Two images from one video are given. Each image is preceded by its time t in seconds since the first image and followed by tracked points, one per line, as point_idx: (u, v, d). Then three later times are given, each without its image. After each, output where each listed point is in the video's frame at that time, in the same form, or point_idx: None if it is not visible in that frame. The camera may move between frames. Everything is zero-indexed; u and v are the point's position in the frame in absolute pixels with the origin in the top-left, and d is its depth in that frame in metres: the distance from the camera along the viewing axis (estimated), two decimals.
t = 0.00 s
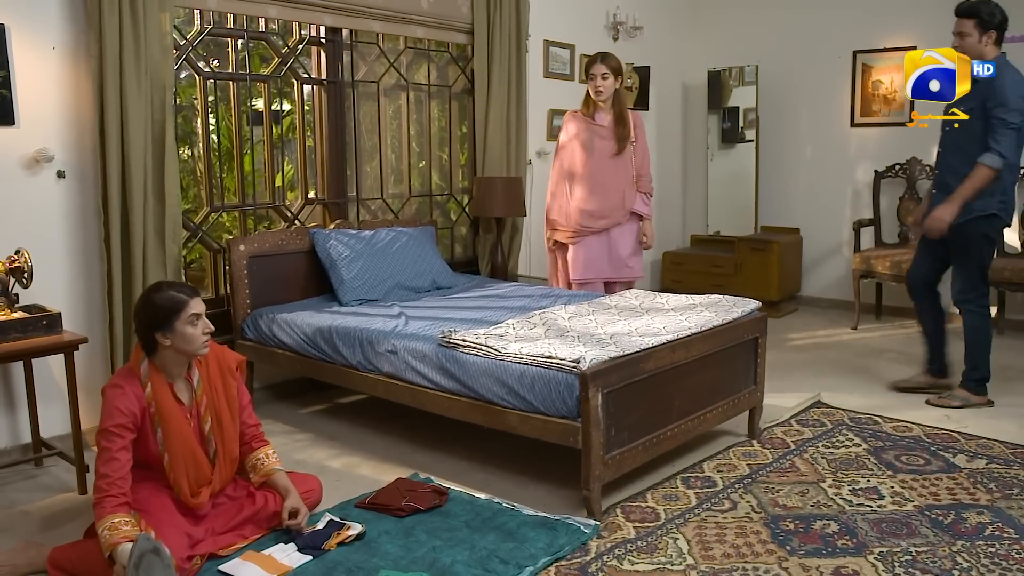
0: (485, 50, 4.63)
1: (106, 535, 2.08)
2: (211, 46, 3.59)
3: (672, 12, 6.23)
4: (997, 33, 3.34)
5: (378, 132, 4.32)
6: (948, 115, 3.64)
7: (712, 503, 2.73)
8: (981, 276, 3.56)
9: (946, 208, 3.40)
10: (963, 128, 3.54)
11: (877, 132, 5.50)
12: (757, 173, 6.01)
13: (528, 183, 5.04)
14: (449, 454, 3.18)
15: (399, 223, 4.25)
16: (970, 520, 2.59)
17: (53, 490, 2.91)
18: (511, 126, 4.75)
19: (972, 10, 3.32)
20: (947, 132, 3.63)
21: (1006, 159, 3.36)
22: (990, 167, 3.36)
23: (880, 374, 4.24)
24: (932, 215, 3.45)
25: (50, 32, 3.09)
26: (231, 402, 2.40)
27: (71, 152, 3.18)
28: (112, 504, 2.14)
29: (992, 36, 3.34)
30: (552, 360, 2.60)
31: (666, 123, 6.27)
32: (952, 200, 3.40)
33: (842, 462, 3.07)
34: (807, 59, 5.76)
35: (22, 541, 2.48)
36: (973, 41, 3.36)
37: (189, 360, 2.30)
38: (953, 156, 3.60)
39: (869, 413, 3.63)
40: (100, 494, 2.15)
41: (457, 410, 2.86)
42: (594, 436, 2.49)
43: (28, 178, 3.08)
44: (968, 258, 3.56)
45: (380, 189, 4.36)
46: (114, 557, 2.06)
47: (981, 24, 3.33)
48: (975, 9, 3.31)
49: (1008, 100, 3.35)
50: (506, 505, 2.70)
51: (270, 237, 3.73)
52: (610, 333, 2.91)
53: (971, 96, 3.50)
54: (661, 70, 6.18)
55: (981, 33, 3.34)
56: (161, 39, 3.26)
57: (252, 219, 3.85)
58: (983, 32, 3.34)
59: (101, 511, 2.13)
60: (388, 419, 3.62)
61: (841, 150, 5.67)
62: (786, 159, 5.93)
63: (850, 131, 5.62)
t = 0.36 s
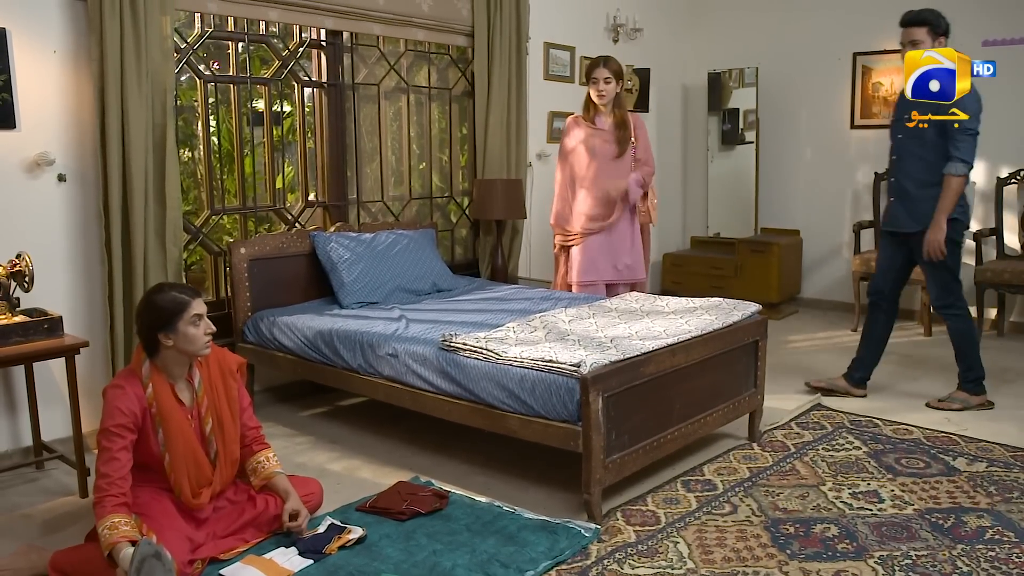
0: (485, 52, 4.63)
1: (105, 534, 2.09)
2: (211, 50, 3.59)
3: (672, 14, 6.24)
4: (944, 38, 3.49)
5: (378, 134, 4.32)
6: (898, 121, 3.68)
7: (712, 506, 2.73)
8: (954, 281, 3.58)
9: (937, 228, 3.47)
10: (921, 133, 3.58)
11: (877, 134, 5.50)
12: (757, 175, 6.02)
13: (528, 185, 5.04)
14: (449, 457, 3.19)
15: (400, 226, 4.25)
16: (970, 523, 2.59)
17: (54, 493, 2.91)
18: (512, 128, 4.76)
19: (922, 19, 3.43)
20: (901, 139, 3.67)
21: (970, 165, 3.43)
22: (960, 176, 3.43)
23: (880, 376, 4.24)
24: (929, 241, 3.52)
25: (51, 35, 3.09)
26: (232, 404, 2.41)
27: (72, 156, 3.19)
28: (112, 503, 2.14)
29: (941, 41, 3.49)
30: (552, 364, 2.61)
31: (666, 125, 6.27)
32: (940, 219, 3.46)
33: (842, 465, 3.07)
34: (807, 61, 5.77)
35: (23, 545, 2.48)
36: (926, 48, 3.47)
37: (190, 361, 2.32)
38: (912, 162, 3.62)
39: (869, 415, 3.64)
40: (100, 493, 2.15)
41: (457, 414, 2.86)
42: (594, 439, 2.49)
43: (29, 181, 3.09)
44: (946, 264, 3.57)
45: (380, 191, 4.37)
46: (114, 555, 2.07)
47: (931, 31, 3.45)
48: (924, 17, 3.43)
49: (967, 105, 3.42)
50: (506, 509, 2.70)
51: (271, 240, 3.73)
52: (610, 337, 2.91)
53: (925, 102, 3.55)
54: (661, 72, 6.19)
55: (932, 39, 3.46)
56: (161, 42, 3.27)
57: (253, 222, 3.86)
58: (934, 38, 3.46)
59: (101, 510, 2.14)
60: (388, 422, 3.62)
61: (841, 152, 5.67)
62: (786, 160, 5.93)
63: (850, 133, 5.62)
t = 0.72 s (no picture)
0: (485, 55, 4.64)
1: (109, 524, 2.13)
2: (211, 53, 3.59)
3: (672, 16, 6.24)
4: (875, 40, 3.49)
5: (379, 136, 4.32)
6: (843, 124, 3.67)
7: (713, 510, 2.73)
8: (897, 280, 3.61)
9: (911, 221, 3.44)
10: (872, 134, 3.56)
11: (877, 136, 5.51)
12: (756, 176, 6.02)
13: (528, 188, 5.05)
14: (450, 460, 3.19)
15: (400, 228, 4.25)
16: (970, 527, 2.60)
17: (55, 497, 2.91)
18: (512, 130, 4.76)
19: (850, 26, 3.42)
20: (850, 142, 3.65)
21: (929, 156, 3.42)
22: (923, 168, 3.40)
23: (881, 379, 4.24)
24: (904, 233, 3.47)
25: (52, 39, 3.09)
26: (233, 407, 2.42)
27: (73, 160, 3.19)
28: (111, 496, 2.18)
29: (872, 43, 3.49)
30: (553, 369, 2.61)
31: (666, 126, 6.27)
32: (912, 213, 3.42)
33: (842, 468, 3.07)
34: (807, 63, 5.77)
35: (24, 550, 2.49)
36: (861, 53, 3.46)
37: (192, 362, 2.33)
38: (863, 163, 3.60)
39: (869, 418, 3.64)
40: (98, 494, 2.19)
41: (458, 418, 2.86)
42: (595, 443, 2.50)
43: (30, 185, 3.09)
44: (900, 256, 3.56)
45: (380, 193, 4.37)
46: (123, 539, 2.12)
47: (863, 35, 3.44)
48: (852, 24, 3.42)
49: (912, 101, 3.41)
50: (507, 512, 2.71)
51: (272, 243, 3.74)
52: (610, 340, 2.91)
53: (870, 103, 3.53)
54: (660, 74, 6.20)
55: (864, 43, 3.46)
56: (162, 46, 3.27)
57: (254, 226, 3.86)
58: (864, 41, 3.45)
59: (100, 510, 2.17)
60: (389, 425, 3.62)
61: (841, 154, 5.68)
62: (786, 162, 5.94)
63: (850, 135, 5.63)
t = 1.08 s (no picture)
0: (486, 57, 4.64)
1: (116, 518, 2.15)
2: (212, 57, 3.60)
3: (673, 17, 6.25)
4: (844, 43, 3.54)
5: (380, 139, 4.33)
6: (817, 128, 3.71)
7: (714, 514, 2.74)
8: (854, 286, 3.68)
9: (844, 214, 3.47)
10: (841, 137, 3.60)
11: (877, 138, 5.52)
12: (756, 178, 6.02)
13: (528, 190, 5.06)
14: (451, 464, 3.20)
15: (401, 231, 4.26)
16: (970, 531, 2.60)
17: (57, 501, 2.92)
18: (513, 133, 4.76)
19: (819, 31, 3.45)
20: (821, 145, 3.70)
21: (889, 160, 3.46)
22: (880, 170, 3.44)
23: (881, 381, 4.24)
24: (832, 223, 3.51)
25: (53, 44, 3.10)
26: (234, 410, 2.43)
27: (74, 164, 3.19)
28: (115, 491, 2.21)
29: (841, 47, 3.53)
30: (554, 373, 2.61)
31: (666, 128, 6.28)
32: (849, 208, 3.46)
33: (843, 472, 3.08)
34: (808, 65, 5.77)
35: (27, 554, 2.49)
36: (831, 57, 3.50)
37: (194, 365, 2.34)
38: (832, 167, 3.65)
39: (870, 421, 3.64)
40: (99, 495, 2.20)
41: (459, 421, 2.87)
42: (596, 448, 2.50)
43: (31, 189, 3.09)
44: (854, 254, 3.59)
45: (381, 196, 4.37)
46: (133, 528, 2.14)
47: (831, 39, 3.48)
48: (820, 29, 3.45)
49: (878, 104, 3.44)
50: (508, 516, 2.71)
51: (273, 246, 3.74)
52: (611, 344, 2.92)
53: (839, 107, 3.58)
54: (661, 76, 6.20)
55: (833, 47, 3.50)
56: (163, 50, 3.28)
57: (255, 229, 3.87)
58: (833, 45, 3.50)
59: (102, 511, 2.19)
60: (390, 428, 3.63)
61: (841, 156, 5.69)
62: (786, 164, 5.94)
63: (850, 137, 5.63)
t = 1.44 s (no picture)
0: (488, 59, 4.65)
1: (126, 524, 2.16)
2: (215, 60, 3.60)
3: (673, 19, 6.25)
4: (825, 49, 3.52)
5: (381, 141, 4.33)
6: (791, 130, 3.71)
7: (715, 517, 2.74)
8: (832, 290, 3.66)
9: (840, 235, 3.46)
10: (809, 143, 3.62)
11: (878, 140, 5.52)
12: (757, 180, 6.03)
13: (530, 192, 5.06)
14: (452, 467, 3.20)
15: (403, 234, 4.26)
16: (971, 535, 2.60)
17: (59, 505, 2.92)
18: (514, 135, 4.77)
19: (797, 33, 3.50)
20: (792, 148, 3.71)
21: (861, 170, 3.45)
22: (854, 181, 3.43)
23: (881, 383, 4.25)
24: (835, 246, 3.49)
25: (55, 47, 3.10)
26: (234, 412, 2.43)
27: (75, 167, 3.19)
28: (121, 497, 2.22)
29: (821, 53, 3.51)
30: (556, 377, 2.62)
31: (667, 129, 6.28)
32: (840, 227, 3.45)
33: (844, 475, 3.08)
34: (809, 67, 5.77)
35: (29, 558, 2.50)
36: (804, 62, 3.53)
37: (195, 367, 2.35)
38: (801, 171, 3.66)
39: (871, 424, 3.65)
40: (103, 497, 2.21)
41: (460, 424, 2.87)
42: (598, 452, 2.51)
43: (33, 193, 3.10)
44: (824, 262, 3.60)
45: (382, 199, 4.38)
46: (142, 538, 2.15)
47: (807, 44, 3.50)
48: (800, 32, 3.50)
49: (849, 113, 3.43)
50: (510, 520, 2.71)
51: (274, 249, 3.74)
52: (613, 348, 2.92)
53: (814, 112, 3.58)
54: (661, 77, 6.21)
55: (809, 52, 3.51)
56: (165, 53, 3.28)
57: (256, 232, 3.87)
58: (810, 51, 3.51)
59: (106, 513, 2.19)
60: (391, 431, 3.63)
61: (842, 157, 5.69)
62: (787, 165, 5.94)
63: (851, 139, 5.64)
